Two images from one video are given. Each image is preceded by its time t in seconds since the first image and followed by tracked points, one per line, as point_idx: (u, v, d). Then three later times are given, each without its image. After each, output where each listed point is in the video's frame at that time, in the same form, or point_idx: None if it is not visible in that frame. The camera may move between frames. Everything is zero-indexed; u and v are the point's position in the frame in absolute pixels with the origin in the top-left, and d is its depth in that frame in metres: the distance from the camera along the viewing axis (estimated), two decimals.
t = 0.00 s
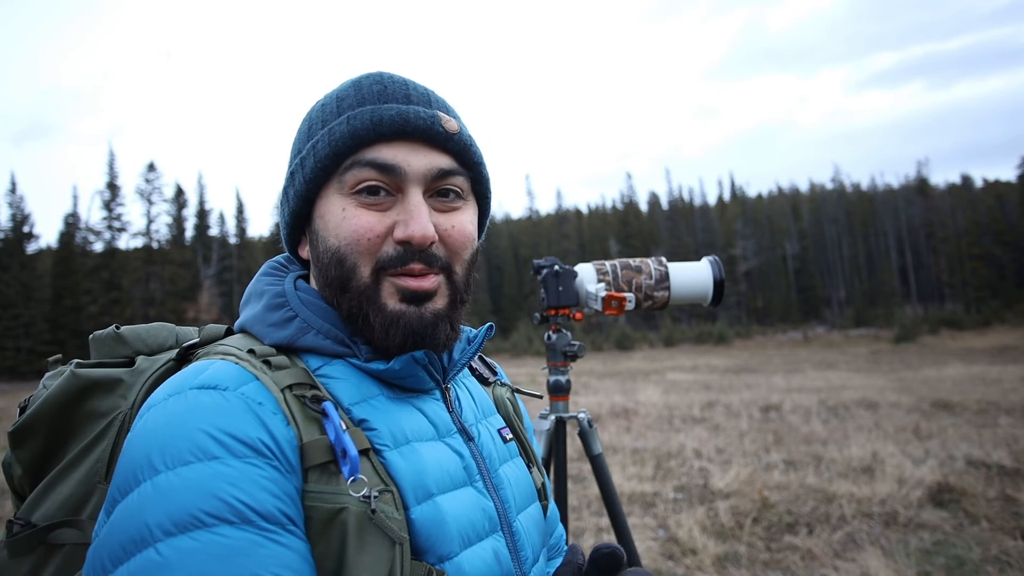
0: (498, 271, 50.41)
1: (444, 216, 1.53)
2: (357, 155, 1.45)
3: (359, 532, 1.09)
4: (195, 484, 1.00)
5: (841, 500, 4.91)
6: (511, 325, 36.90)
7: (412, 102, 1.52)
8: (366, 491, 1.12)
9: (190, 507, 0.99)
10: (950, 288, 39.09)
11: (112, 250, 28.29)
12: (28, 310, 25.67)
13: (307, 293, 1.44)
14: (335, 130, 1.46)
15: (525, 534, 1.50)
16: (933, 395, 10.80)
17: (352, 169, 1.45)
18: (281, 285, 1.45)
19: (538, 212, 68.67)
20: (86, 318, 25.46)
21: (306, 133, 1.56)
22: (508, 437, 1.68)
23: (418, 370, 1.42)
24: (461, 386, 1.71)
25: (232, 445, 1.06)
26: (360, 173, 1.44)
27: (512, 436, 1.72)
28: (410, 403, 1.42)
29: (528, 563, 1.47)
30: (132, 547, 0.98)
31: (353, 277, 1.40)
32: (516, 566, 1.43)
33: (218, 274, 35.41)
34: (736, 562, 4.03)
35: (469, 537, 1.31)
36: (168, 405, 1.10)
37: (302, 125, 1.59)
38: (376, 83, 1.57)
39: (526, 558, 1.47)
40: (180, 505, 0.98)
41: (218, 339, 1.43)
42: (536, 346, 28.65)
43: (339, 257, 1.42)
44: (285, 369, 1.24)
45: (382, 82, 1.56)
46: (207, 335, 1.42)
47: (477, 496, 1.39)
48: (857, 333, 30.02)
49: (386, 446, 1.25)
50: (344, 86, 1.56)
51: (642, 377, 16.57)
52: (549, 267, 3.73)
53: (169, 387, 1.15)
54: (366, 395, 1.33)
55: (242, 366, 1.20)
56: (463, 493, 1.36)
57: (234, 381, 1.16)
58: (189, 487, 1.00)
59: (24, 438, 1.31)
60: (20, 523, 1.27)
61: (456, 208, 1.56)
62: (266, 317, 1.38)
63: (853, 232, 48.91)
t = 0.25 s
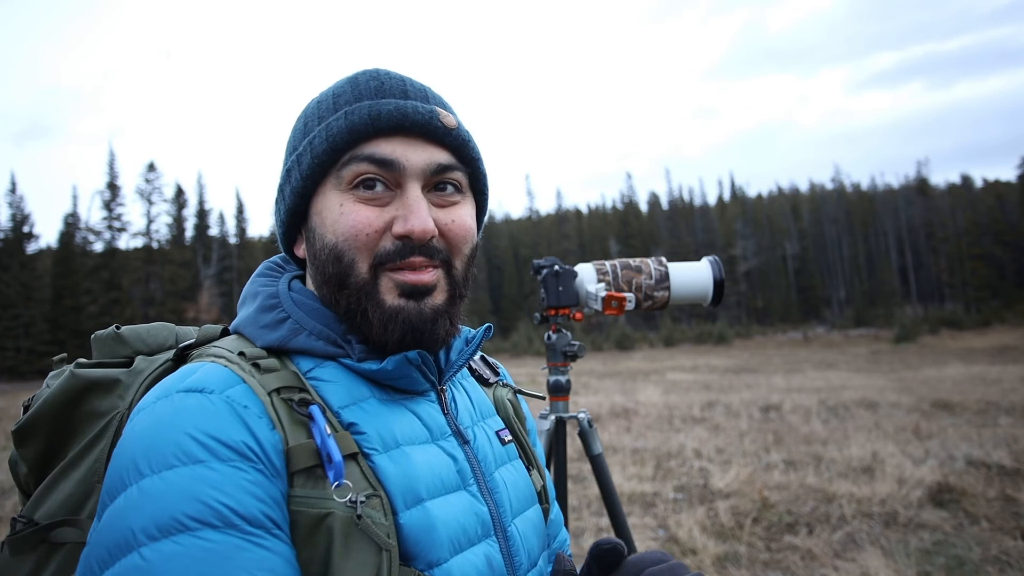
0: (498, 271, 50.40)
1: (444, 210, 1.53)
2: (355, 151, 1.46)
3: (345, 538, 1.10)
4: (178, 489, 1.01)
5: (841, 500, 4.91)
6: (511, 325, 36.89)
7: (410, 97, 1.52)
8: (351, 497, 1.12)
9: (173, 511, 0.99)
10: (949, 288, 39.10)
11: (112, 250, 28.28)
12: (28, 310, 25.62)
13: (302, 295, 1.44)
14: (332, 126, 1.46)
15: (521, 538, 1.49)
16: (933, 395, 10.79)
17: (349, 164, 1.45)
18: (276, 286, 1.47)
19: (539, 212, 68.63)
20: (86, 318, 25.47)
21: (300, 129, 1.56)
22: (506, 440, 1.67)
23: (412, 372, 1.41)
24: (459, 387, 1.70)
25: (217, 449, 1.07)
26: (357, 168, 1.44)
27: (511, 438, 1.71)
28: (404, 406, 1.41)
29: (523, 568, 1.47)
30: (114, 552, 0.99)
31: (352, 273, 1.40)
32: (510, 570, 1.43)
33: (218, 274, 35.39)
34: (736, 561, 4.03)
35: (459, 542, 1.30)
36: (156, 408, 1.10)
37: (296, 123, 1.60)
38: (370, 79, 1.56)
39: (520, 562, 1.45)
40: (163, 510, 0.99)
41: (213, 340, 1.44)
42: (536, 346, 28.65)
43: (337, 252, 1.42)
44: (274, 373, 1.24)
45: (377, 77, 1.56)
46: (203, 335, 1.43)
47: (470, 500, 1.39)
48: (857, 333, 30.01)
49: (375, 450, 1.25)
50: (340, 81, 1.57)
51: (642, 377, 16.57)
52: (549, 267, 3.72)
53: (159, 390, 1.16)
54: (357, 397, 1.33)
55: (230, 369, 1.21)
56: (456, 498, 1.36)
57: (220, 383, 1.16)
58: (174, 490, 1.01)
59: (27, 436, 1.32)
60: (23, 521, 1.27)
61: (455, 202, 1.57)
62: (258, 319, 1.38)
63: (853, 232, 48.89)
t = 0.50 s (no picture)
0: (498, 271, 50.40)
1: (434, 204, 1.53)
2: (343, 145, 1.46)
3: (339, 540, 1.10)
4: (167, 492, 1.02)
5: (841, 500, 4.91)
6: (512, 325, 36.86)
7: (398, 91, 1.53)
8: (344, 499, 1.12)
9: (162, 516, 1.00)
10: (950, 288, 39.08)
11: (112, 250, 28.26)
12: (28, 310, 25.59)
13: (292, 295, 1.45)
14: (320, 120, 1.46)
15: (515, 538, 1.50)
16: (933, 395, 10.79)
17: (337, 158, 1.45)
18: (265, 286, 1.47)
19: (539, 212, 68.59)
20: (86, 318, 25.46)
21: (288, 127, 1.57)
22: (500, 439, 1.67)
23: (403, 372, 1.41)
24: (453, 386, 1.70)
25: (205, 453, 1.07)
26: (346, 161, 1.44)
27: (505, 438, 1.71)
28: (396, 407, 1.41)
29: (518, 568, 1.47)
30: (103, 555, 1.00)
31: (341, 268, 1.40)
32: (506, 571, 1.43)
33: (218, 274, 35.35)
34: (736, 562, 4.03)
35: (453, 544, 1.30)
36: (145, 411, 1.11)
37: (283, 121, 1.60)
38: (359, 72, 1.56)
39: (515, 561, 1.46)
40: (154, 514, 1.00)
41: (206, 341, 1.44)
42: (536, 346, 28.63)
43: (326, 247, 1.41)
44: (265, 374, 1.23)
45: (363, 72, 1.56)
46: (194, 337, 1.43)
47: (464, 501, 1.40)
48: (857, 333, 30.01)
49: (367, 452, 1.25)
50: (328, 77, 1.57)
51: (642, 377, 16.57)
52: (549, 267, 3.73)
53: (149, 392, 1.16)
54: (349, 398, 1.33)
55: (221, 371, 1.21)
56: (450, 499, 1.36)
57: (210, 387, 1.16)
58: (162, 494, 1.01)
59: (18, 439, 1.31)
60: (15, 524, 1.26)
61: (445, 195, 1.57)
62: (248, 319, 1.38)
63: (853, 232, 48.87)
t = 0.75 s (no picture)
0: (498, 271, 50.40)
1: (439, 201, 1.54)
2: (351, 138, 1.46)
3: (330, 542, 1.10)
4: (154, 501, 1.02)
5: (841, 500, 4.91)
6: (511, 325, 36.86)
7: (405, 88, 1.54)
8: (335, 502, 1.13)
9: (149, 523, 1.01)
10: (949, 288, 39.09)
11: (111, 250, 28.25)
12: (28, 310, 25.57)
13: (280, 296, 1.45)
14: (328, 112, 1.45)
15: (506, 537, 1.50)
16: (933, 395, 10.80)
17: (346, 150, 1.44)
18: (251, 287, 1.47)
19: (539, 212, 68.56)
20: (86, 318, 25.46)
21: (286, 118, 1.53)
22: (489, 439, 1.67)
23: (394, 369, 1.40)
24: (441, 387, 1.70)
25: (191, 460, 1.07)
26: (356, 155, 1.44)
27: (493, 437, 1.71)
28: (385, 407, 1.41)
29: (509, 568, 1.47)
30: (90, 564, 1.00)
31: (348, 262, 1.39)
32: (498, 570, 1.44)
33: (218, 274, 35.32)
34: (736, 561, 4.03)
35: (444, 545, 1.31)
36: (130, 417, 1.10)
37: (279, 111, 1.56)
38: (362, 68, 1.56)
39: (507, 562, 1.46)
40: (142, 521, 1.00)
41: (193, 344, 1.44)
42: (536, 346, 28.62)
43: (332, 240, 1.40)
44: (253, 377, 1.23)
45: (366, 66, 1.56)
46: (181, 340, 1.43)
47: (455, 502, 1.40)
48: (857, 333, 30.02)
49: (356, 454, 1.25)
50: (331, 71, 1.56)
51: (642, 377, 16.58)
52: (549, 267, 3.72)
53: (133, 398, 1.15)
54: (338, 400, 1.33)
55: (208, 375, 1.20)
56: (441, 500, 1.36)
57: (196, 391, 1.16)
58: (150, 504, 1.02)
59: None
60: None
61: (446, 193, 1.59)
62: (235, 322, 1.38)
63: (853, 232, 48.86)
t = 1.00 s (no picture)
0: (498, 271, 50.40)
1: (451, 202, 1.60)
2: (374, 138, 1.48)
3: (318, 546, 1.10)
4: (140, 511, 1.02)
5: (841, 500, 4.91)
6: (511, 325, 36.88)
7: (418, 92, 1.59)
8: (323, 506, 1.13)
9: (136, 534, 1.01)
10: (949, 288, 39.12)
11: (112, 250, 28.24)
12: (27, 310, 25.53)
13: (266, 299, 1.44)
14: (351, 109, 1.46)
15: (494, 536, 1.51)
16: (933, 395, 10.80)
17: (369, 148, 1.46)
18: (235, 290, 1.45)
19: (539, 212, 68.54)
20: (86, 318, 25.47)
21: (292, 112, 1.50)
22: (475, 440, 1.68)
23: (382, 368, 1.40)
24: (427, 388, 1.71)
25: (177, 468, 1.08)
26: (380, 154, 1.46)
27: (479, 437, 1.72)
28: (373, 408, 1.42)
29: (498, 567, 1.48)
30: None
31: (369, 259, 1.40)
32: (486, 571, 1.44)
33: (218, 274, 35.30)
34: (736, 562, 4.03)
35: (434, 546, 1.31)
36: (112, 427, 1.10)
37: (283, 105, 1.52)
38: (370, 68, 1.59)
39: (496, 562, 1.47)
40: (126, 533, 1.00)
41: (175, 349, 1.43)
42: (536, 346, 28.62)
43: (355, 238, 1.40)
44: (237, 383, 1.23)
45: (374, 66, 1.59)
46: (163, 345, 1.42)
47: (443, 503, 1.41)
48: (857, 333, 30.02)
49: (345, 457, 1.26)
50: (342, 68, 1.56)
51: (642, 377, 16.58)
52: (549, 267, 3.72)
53: (116, 406, 1.15)
54: (325, 403, 1.33)
55: (191, 381, 1.20)
56: (429, 500, 1.37)
57: (180, 398, 1.16)
58: (135, 514, 1.02)
59: None
60: None
61: (451, 196, 1.66)
62: (220, 326, 1.37)
63: (853, 232, 48.86)
